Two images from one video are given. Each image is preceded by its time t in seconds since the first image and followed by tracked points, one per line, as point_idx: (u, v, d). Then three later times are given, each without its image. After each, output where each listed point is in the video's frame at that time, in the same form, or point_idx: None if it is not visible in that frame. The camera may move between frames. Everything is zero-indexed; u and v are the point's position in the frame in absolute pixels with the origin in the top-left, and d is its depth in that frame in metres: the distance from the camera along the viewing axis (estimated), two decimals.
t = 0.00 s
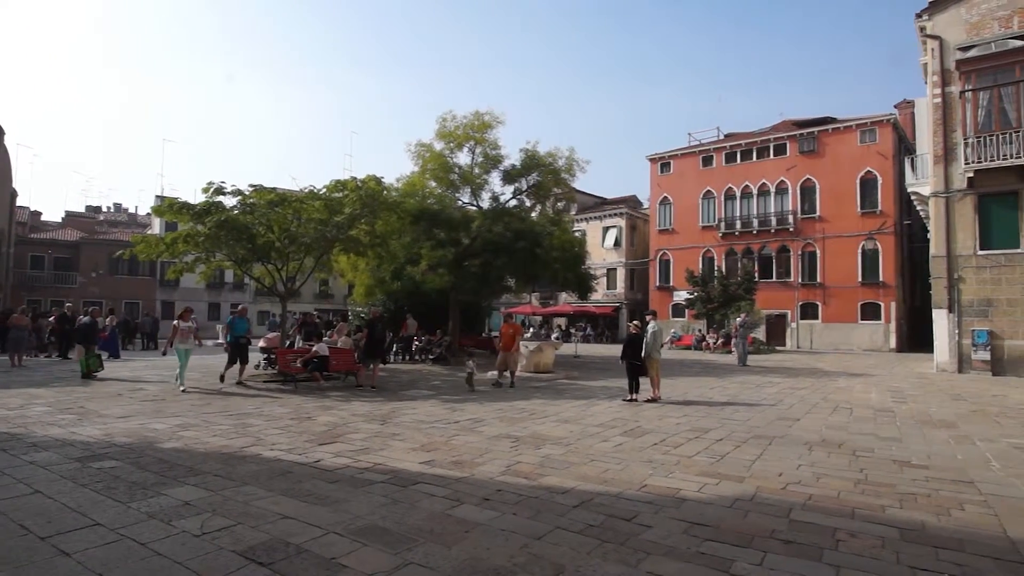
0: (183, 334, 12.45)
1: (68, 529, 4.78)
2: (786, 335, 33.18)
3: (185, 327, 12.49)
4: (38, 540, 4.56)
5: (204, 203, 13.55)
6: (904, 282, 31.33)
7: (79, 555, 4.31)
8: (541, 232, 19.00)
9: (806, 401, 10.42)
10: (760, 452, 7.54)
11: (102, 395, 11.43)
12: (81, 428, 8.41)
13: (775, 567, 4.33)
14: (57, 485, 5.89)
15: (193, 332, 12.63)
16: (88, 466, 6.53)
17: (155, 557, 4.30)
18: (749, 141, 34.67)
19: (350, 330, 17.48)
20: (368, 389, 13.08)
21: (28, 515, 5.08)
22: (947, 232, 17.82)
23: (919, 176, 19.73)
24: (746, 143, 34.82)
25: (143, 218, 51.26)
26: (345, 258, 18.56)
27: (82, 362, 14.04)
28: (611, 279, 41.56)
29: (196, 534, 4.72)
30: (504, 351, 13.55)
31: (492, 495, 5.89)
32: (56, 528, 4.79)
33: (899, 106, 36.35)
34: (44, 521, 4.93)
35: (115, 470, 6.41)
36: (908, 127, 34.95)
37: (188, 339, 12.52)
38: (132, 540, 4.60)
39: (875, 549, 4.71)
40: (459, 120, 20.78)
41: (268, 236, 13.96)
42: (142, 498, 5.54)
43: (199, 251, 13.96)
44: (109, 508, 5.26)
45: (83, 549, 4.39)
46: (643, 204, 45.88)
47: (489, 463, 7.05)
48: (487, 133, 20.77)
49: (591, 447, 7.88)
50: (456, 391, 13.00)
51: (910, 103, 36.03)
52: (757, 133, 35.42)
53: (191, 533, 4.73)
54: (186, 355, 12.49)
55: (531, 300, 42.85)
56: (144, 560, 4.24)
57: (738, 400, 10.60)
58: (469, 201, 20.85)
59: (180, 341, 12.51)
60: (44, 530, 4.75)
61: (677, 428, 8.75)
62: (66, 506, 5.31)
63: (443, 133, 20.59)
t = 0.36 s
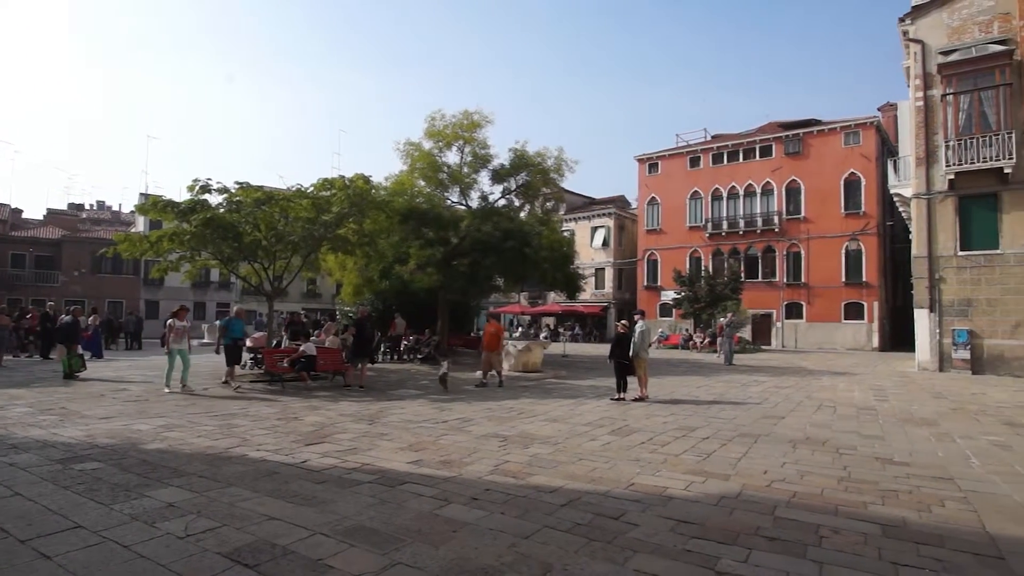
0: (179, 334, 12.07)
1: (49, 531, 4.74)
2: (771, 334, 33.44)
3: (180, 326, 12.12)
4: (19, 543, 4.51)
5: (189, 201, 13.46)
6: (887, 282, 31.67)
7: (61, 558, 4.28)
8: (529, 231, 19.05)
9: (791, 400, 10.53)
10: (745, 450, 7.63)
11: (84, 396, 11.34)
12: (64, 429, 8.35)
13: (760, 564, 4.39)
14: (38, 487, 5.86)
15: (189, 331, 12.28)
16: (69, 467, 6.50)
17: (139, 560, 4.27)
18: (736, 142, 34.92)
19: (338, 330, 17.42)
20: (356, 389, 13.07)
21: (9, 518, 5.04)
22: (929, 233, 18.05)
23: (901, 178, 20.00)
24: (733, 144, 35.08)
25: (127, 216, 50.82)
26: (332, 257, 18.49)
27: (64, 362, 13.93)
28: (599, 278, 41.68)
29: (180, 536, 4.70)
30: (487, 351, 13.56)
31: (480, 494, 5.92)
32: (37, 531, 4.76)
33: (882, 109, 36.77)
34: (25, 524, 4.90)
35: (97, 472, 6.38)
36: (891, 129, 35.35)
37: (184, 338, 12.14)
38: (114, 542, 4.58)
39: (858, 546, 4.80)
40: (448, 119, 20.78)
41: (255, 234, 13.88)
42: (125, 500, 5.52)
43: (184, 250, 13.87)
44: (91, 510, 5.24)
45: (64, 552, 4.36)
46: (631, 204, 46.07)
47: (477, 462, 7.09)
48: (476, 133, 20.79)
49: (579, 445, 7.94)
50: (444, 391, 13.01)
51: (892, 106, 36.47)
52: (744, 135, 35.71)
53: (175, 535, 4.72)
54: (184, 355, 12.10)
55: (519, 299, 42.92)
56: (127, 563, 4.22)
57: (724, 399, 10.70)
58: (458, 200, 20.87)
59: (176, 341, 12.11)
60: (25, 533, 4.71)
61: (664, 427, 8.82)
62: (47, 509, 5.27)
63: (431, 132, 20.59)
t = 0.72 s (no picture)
0: (180, 335, 11.70)
1: (30, 535, 4.71)
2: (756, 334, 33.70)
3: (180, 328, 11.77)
4: None
5: (173, 199, 13.37)
6: (870, 283, 32.03)
7: (42, 561, 4.25)
8: (518, 231, 19.10)
9: (777, 399, 10.65)
10: (730, 449, 7.71)
11: (66, 397, 11.25)
12: (45, 431, 8.29)
13: (745, 562, 4.46)
14: (18, 489, 5.82)
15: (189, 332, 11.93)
16: (49, 470, 6.46)
17: (122, 563, 4.26)
18: (722, 144, 35.19)
19: (325, 330, 17.38)
20: (343, 389, 13.05)
21: None
22: (911, 234, 18.30)
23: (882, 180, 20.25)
24: (719, 146, 35.33)
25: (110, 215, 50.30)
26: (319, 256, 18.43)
27: (45, 362, 13.81)
28: (587, 278, 41.81)
29: (163, 539, 4.70)
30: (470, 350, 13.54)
31: (468, 494, 5.96)
32: (18, 534, 4.73)
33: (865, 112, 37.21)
34: (5, 527, 4.87)
35: (78, 474, 6.35)
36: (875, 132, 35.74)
37: (185, 340, 11.79)
38: (96, 545, 4.56)
39: (841, 543, 4.88)
40: (437, 119, 20.79)
41: (241, 233, 13.82)
42: (107, 503, 5.50)
43: (168, 248, 13.77)
44: (73, 513, 5.21)
45: (45, 556, 4.33)
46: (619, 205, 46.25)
47: (465, 462, 7.13)
48: (465, 133, 20.81)
49: (567, 445, 8.00)
50: (432, 391, 13.03)
51: (875, 109, 36.90)
52: (730, 137, 35.98)
53: (158, 538, 4.71)
54: (184, 357, 11.72)
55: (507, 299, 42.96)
56: (109, 566, 4.20)
57: (710, 398, 10.81)
58: (446, 199, 20.88)
59: (176, 343, 11.75)
60: (5, 537, 4.68)
61: (651, 427, 8.89)
62: (28, 512, 5.24)
63: (420, 131, 20.59)
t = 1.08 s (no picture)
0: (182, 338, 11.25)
1: (9, 539, 4.69)
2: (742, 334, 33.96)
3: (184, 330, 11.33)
4: None
5: (156, 198, 13.28)
6: (852, 284, 32.40)
7: (21, 565, 4.23)
8: (506, 231, 19.16)
9: (762, 398, 10.77)
10: (715, 448, 7.80)
11: (46, 398, 11.16)
12: (25, 433, 8.23)
13: (728, 560, 4.53)
14: None
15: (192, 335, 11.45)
16: (29, 473, 6.42)
17: (104, 567, 4.25)
18: (709, 146, 35.42)
19: (312, 330, 17.34)
20: (330, 390, 13.04)
21: None
22: (892, 236, 18.56)
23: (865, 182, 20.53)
24: (705, 148, 35.58)
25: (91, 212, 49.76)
26: (306, 257, 18.36)
27: (24, 363, 13.69)
28: (575, 279, 41.93)
29: (145, 542, 4.68)
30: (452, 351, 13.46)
31: (456, 495, 5.99)
32: None
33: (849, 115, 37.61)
34: None
35: (58, 477, 6.32)
36: (858, 134, 36.16)
37: (187, 343, 11.35)
38: (76, 549, 4.54)
39: (823, 540, 4.96)
40: (425, 118, 20.78)
41: (227, 233, 13.73)
42: (88, 505, 5.48)
43: (151, 247, 13.68)
44: (52, 517, 5.18)
45: (25, 560, 4.31)
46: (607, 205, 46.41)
47: (452, 463, 7.16)
48: (453, 132, 20.81)
49: (554, 445, 8.06)
50: (419, 391, 13.05)
51: (857, 112, 37.36)
52: (716, 138, 36.24)
53: (140, 541, 4.70)
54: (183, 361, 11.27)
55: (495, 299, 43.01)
56: (89, 570, 4.19)
57: (696, 398, 10.92)
58: (434, 199, 20.89)
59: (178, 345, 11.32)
60: None
61: (638, 427, 8.96)
62: (7, 515, 5.21)
63: (408, 131, 20.58)
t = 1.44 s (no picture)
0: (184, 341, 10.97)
1: None
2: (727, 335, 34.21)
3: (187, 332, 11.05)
4: None
5: (139, 196, 13.17)
6: (835, 286, 32.77)
7: None
8: (494, 231, 19.21)
9: (747, 398, 10.89)
10: (700, 447, 7.89)
11: (26, 400, 11.05)
12: (4, 435, 8.16)
13: (713, 558, 4.60)
14: None
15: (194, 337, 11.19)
16: (8, 476, 6.38)
17: (83, 571, 4.24)
18: (695, 148, 35.65)
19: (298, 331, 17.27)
20: (316, 391, 13.01)
21: None
22: (874, 238, 18.80)
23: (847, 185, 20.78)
24: (692, 150, 35.81)
25: (73, 211, 49.21)
26: (293, 256, 18.27)
27: (3, 364, 13.53)
28: (563, 279, 42.03)
29: (126, 546, 4.68)
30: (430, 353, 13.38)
31: (442, 496, 6.03)
32: None
33: (834, 118, 38.00)
34: None
35: (38, 480, 6.28)
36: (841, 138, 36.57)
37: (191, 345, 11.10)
38: (56, 553, 4.52)
39: (806, 538, 5.05)
40: (413, 118, 20.76)
41: (211, 232, 13.74)
42: (68, 509, 5.46)
43: (133, 246, 13.56)
44: (31, 521, 5.16)
45: (3, 564, 4.29)
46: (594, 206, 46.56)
47: (439, 464, 7.19)
48: (441, 132, 20.82)
49: (542, 445, 8.11)
50: (407, 392, 13.05)
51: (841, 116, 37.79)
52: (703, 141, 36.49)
53: (121, 545, 4.69)
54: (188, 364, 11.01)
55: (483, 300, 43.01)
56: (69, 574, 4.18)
57: (683, 398, 11.01)
58: (422, 199, 20.89)
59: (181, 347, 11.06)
60: None
61: (625, 427, 9.04)
62: None
63: (396, 130, 20.55)
